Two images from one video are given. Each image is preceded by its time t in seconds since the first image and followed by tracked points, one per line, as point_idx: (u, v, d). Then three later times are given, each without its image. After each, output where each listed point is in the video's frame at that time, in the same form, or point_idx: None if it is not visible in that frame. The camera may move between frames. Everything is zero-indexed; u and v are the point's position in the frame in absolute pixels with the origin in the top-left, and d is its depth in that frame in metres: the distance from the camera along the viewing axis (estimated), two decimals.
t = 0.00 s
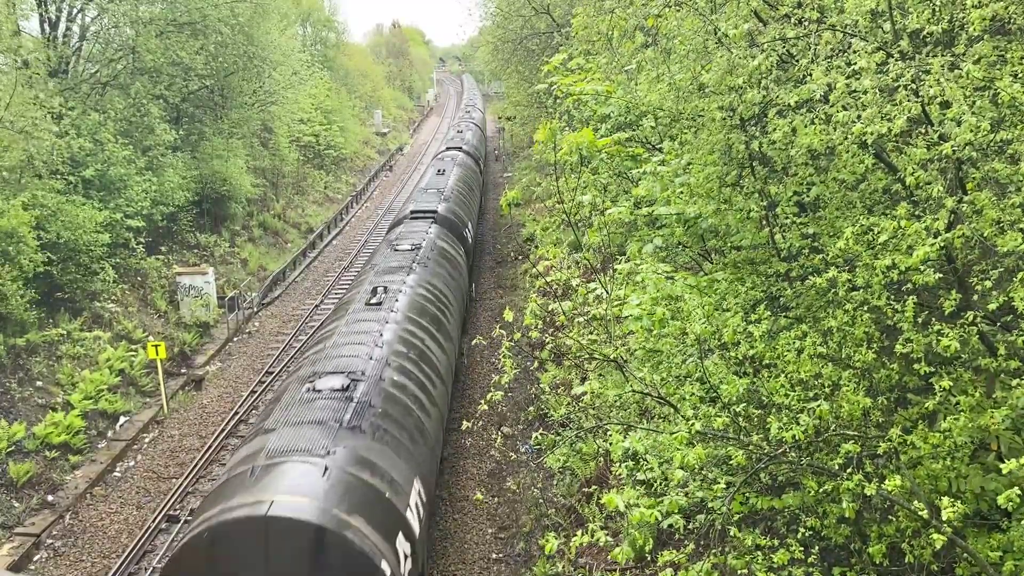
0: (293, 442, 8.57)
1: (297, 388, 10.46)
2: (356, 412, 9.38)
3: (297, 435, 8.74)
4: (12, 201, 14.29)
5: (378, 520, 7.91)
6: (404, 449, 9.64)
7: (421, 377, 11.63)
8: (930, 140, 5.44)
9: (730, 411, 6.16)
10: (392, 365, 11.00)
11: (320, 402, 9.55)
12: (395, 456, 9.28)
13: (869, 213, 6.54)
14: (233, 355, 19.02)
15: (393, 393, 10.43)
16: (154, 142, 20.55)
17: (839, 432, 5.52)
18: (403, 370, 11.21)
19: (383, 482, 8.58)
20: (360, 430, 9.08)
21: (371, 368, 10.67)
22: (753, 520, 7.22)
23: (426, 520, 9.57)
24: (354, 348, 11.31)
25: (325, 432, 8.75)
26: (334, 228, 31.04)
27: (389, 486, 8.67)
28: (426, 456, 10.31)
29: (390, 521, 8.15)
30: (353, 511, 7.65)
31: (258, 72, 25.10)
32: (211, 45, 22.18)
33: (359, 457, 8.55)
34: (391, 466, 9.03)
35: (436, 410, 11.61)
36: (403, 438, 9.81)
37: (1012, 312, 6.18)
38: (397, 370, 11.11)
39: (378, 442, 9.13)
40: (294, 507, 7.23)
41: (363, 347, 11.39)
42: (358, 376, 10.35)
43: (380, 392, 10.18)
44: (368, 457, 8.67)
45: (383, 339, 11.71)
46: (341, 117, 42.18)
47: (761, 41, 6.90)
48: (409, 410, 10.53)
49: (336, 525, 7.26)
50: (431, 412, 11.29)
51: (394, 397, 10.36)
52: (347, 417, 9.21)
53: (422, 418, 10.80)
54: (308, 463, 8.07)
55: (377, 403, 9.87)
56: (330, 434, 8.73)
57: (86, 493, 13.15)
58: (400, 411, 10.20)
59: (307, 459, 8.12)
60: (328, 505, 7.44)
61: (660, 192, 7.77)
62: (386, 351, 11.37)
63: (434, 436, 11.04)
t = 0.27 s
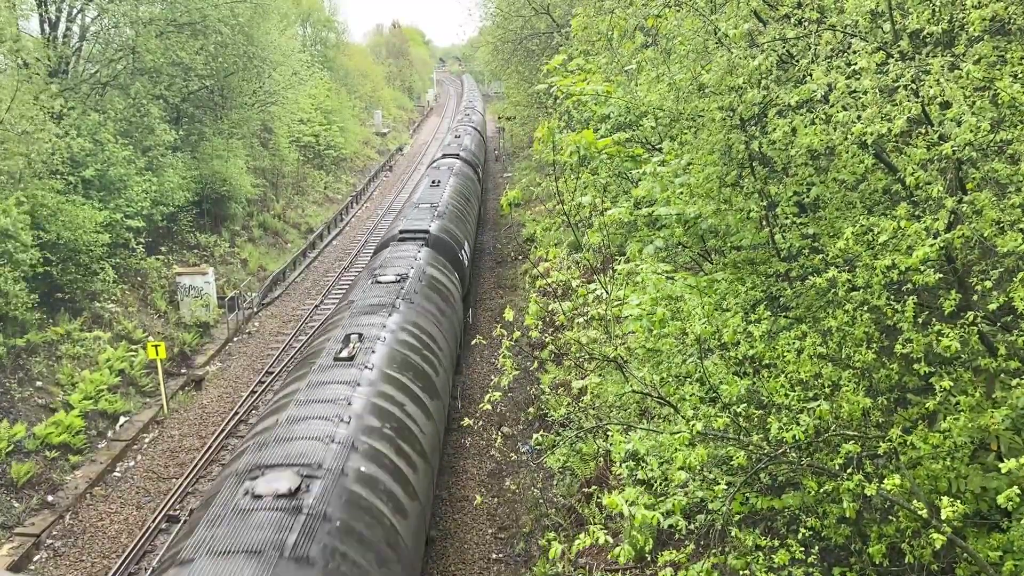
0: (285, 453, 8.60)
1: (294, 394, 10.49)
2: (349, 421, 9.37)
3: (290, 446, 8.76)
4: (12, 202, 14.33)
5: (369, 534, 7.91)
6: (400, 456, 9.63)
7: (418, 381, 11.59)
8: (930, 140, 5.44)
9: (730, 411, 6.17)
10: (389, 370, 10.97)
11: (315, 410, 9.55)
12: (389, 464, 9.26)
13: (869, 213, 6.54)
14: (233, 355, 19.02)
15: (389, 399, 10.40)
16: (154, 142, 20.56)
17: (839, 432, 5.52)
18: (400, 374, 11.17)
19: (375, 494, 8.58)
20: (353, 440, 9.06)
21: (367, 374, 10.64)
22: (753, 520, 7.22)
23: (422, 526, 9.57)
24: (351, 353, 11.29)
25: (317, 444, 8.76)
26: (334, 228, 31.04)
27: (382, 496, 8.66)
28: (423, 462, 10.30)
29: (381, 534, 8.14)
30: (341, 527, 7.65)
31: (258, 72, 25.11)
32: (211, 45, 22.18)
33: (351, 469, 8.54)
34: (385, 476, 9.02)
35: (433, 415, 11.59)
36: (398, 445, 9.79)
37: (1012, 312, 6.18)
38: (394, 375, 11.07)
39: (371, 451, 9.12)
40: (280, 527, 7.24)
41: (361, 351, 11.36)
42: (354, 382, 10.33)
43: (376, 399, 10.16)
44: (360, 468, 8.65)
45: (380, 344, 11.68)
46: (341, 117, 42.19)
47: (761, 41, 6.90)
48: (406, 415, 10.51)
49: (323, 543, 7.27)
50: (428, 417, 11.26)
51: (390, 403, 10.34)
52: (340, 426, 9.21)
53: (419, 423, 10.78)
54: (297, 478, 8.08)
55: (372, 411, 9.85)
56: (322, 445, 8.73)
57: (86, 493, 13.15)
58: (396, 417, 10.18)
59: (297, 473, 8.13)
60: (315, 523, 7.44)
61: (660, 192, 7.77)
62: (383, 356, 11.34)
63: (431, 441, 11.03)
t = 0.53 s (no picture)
0: (286, 452, 8.60)
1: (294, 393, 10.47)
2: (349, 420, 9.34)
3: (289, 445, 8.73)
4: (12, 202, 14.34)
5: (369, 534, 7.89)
6: (400, 455, 9.60)
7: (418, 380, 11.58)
8: (930, 140, 5.44)
9: (730, 411, 6.17)
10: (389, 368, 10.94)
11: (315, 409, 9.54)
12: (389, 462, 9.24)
13: (869, 213, 6.54)
14: (233, 355, 19.02)
15: (389, 398, 10.38)
16: (154, 142, 20.55)
17: (839, 432, 5.52)
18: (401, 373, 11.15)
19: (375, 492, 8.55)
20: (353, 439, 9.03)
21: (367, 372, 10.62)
22: (754, 520, 7.22)
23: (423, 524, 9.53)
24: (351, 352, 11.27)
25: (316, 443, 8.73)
26: (334, 228, 31.05)
27: (382, 495, 8.63)
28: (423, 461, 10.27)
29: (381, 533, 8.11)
30: (341, 527, 7.61)
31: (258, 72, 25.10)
32: (211, 45, 22.17)
33: (350, 468, 8.51)
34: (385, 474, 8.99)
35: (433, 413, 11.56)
36: (399, 442, 9.77)
37: (1012, 313, 6.18)
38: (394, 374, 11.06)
39: (371, 449, 9.10)
40: (278, 528, 7.20)
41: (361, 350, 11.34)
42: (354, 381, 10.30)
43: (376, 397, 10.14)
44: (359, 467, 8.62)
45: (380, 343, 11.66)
46: (341, 117, 42.18)
47: (761, 41, 6.90)
48: (406, 414, 10.49)
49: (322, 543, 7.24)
50: (428, 415, 11.23)
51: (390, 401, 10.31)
52: (340, 424, 9.19)
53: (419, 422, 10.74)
54: (296, 479, 8.04)
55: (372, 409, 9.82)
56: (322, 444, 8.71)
57: (86, 493, 13.15)
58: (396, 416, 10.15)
59: (297, 472, 8.13)
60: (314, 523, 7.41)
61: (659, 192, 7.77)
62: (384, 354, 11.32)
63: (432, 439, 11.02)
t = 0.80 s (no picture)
0: (286, 450, 8.53)
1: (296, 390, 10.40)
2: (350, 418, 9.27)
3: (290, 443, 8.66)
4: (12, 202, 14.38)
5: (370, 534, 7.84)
6: (401, 454, 9.55)
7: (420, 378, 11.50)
8: (930, 140, 5.44)
9: (730, 411, 6.17)
10: (391, 365, 10.88)
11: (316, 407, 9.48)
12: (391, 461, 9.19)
13: (869, 213, 6.54)
14: (233, 355, 19.02)
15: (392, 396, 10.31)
16: (154, 142, 20.53)
17: (838, 432, 5.53)
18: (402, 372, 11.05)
19: (375, 491, 8.52)
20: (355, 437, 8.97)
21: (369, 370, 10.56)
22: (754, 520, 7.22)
23: (423, 523, 9.49)
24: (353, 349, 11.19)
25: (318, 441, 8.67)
26: (334, 228, 31.05)
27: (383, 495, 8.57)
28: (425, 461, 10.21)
29: (381, 531, 8.07)
30: (341, 525, 7.54)
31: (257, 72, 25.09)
32: (211, 45, 22.16)
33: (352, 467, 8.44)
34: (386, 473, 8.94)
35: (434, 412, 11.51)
36: (399, 440, 9.71)
37: (1011, 313, 6.19)
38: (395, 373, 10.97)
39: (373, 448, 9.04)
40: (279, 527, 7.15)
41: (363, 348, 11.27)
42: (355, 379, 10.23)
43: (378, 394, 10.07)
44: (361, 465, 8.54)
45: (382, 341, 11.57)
46: (341, 117, 42.17)
47: (761, 41, 6.91)
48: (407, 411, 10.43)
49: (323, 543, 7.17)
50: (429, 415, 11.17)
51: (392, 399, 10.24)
52: (341, 422, 9.12)
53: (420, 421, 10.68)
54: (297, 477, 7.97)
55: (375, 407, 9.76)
56: (323, 440, 8.65)
57: (86, 493, 13.15)
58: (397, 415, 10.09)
59: (298, 470, 8.07)
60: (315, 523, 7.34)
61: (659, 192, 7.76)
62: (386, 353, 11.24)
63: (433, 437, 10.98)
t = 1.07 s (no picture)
0: (285, 453, 8.50)
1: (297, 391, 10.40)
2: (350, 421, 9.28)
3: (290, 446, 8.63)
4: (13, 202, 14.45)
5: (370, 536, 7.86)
6: (401, 456, 9.56)
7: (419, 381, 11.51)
8: (930, 140, 5.44)
9: (730, 411, 6.17)
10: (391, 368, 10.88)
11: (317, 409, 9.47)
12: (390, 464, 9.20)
13: (869, 213, 6.55)
14: (233, 355, 19.02)
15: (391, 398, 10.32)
16: (154, 142, 20.49)
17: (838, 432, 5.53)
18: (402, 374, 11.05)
19: (375, 494, 8.50)
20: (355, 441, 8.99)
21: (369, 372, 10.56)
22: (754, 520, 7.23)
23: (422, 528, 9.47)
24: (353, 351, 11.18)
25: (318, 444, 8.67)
26: (334, 228, 31.04)
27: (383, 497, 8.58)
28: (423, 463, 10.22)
29: (381, 535, 8.05)
30: (341, 530, 7.53)
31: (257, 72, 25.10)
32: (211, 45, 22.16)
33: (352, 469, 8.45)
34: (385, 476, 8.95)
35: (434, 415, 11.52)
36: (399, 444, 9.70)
37: (1011, 313, 6.19)
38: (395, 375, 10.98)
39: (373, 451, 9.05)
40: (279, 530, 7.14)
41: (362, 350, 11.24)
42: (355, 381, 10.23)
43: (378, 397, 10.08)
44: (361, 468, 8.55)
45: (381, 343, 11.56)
46: (341, 117, 42.19)
47: (761, 41, 6.91)
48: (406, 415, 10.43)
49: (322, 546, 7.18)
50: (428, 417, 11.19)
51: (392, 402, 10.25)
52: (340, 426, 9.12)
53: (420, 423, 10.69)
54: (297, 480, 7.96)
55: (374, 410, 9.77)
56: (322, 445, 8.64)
57: (86, 493, 13.15)
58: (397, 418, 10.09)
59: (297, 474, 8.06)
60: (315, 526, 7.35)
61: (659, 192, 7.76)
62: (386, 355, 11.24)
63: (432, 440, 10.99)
